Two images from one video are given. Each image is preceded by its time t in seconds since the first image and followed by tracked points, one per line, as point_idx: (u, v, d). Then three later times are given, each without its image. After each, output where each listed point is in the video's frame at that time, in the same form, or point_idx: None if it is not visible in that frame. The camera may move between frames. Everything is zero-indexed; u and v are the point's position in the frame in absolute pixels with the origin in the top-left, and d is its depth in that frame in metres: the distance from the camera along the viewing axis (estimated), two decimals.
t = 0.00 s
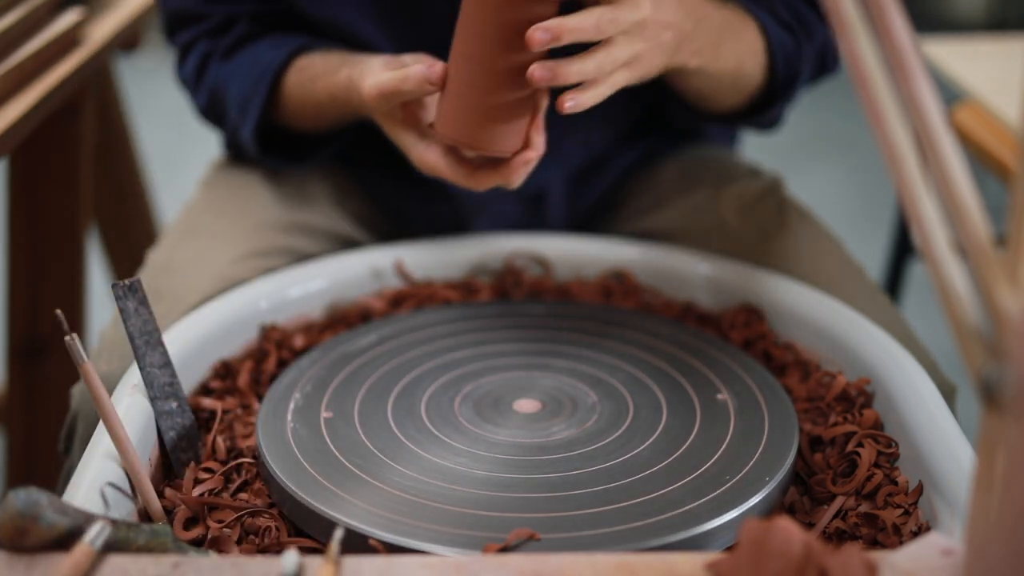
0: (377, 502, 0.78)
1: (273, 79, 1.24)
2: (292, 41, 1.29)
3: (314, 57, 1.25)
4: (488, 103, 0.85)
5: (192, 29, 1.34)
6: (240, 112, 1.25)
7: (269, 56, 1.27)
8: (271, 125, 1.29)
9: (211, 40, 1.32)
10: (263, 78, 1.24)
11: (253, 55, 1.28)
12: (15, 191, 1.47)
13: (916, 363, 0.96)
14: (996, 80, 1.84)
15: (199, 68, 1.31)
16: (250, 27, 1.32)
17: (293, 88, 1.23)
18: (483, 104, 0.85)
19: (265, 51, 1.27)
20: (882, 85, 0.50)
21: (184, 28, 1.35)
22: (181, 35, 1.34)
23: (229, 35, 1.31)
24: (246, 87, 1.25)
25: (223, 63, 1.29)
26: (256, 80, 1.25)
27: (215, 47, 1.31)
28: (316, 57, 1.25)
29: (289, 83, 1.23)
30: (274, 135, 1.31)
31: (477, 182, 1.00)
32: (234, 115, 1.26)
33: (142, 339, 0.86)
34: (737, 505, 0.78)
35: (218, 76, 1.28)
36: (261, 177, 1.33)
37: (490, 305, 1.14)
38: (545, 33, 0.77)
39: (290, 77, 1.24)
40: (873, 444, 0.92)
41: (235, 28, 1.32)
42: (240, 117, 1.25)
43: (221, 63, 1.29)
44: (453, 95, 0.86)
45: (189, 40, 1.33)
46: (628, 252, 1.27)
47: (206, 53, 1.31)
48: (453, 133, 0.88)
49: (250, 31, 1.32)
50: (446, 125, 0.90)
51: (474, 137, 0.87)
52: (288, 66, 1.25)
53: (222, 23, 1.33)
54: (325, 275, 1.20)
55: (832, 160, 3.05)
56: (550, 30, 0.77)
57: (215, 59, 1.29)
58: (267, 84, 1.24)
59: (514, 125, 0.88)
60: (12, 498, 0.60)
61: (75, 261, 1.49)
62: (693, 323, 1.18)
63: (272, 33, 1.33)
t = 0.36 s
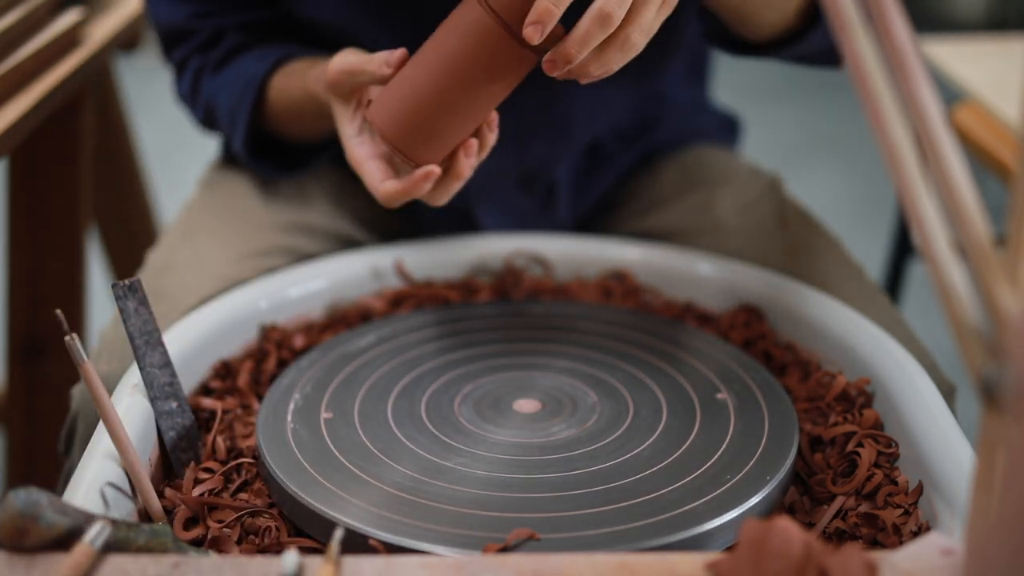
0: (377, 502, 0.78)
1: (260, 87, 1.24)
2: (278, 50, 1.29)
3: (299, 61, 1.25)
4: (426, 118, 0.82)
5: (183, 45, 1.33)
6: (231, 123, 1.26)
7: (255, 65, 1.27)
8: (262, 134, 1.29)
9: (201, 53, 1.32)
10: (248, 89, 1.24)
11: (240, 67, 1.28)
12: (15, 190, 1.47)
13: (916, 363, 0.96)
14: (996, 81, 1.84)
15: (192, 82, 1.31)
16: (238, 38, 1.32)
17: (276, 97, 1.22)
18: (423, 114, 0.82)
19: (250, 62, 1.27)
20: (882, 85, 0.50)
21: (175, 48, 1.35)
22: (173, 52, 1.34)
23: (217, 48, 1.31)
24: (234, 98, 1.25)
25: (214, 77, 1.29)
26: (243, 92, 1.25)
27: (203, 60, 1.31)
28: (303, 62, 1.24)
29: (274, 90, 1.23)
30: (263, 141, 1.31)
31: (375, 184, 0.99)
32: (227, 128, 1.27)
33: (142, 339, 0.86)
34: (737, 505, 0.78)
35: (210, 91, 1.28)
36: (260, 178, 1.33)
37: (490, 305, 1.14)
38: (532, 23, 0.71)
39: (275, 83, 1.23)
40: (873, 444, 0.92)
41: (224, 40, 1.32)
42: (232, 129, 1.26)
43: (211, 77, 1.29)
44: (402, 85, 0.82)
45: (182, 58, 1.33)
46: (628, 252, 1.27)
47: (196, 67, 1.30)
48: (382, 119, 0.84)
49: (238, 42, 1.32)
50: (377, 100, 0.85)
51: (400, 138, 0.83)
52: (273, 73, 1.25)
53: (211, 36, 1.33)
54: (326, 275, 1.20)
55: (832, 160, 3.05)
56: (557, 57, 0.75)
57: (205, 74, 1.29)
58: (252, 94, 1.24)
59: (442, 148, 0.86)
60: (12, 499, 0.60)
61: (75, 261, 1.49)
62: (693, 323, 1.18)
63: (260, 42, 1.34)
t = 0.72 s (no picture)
0: (377, 502, 0.78)
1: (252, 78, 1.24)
2: (270, 46, 1.29)
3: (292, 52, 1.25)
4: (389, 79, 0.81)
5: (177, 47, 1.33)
6: (224, 117, 1.26)
7: (247, 59, 1.27)
8: (255, 130, 1.29)
9: (195, 53, 1.32)
10: (239, 81, 1.24)
11: (232, 62, 1.28)
12: (15, 190, 1.47)
13: (916, 363, 0.96)
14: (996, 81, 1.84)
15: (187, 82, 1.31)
16: (231, 37, 1.32)
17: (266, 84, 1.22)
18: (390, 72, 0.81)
19: (241, 57, 1.27)
20: (882, 85, 0.50)
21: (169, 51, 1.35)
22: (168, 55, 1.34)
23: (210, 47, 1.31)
24: (227, 93, 1.25)
25: (207, 74, 1.29)
26: (235, 85, 1.25)
27: (197, 58, 1.31)
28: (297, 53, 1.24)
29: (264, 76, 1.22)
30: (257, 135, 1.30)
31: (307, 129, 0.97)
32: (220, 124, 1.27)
33: (142, 339, 0.86)
34: (737, 505, 0.78)
35: (204, 88, 1.28)
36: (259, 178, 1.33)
37: (489, 305, 1.14)
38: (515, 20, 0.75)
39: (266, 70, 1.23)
40: (873, 444, 0.92)
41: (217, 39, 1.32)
42: (225, 124, 1.25)
43: (204, 74, 1.29)
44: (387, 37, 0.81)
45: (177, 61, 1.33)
46: (628, 252, 1.27)
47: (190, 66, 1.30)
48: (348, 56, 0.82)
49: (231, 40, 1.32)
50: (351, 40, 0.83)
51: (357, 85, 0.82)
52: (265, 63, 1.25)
53: (205, 36, 1.33)
54: (325, 275, 1.20)
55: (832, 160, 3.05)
56: (537, 52, 0.77)
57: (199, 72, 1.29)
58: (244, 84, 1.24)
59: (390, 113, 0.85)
60: (12, 499, 0.59)
61: (75, 260, 1.49)
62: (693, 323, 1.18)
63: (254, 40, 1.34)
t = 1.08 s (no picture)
0: (377, 502, 0.78)
1: (242, 51, 1.22)
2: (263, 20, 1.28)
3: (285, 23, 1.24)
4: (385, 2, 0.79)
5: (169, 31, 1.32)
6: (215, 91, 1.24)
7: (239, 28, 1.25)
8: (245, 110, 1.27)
9: (185, 33, 1.31)
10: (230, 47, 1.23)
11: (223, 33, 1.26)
12: (15, 190, 1.47)
13: (916, 363, 0.96)
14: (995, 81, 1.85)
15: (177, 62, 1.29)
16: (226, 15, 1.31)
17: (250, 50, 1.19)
18: None
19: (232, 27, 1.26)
20: (882, 85, 0.50)
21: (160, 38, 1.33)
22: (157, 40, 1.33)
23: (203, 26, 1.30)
24: (218, 63, 1.23)
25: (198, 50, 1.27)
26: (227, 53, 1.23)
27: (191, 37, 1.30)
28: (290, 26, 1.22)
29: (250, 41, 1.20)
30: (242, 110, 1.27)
31: None
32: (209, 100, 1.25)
33: (142, 339, 0.86)
34: (738, 505, 0.78)
35: (194, 63, 1.27)
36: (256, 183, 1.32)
37: (490, 305, 1.14)
38: None
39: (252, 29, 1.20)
40: (873, 444, 0.92)
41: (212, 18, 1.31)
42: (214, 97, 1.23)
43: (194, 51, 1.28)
44: None
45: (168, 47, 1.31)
46: (628, 252, 1.27)
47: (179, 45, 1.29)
48: None
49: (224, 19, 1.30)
50: None
51: None
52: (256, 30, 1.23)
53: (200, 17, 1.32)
54: (326, 275, 1.20)
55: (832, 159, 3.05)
56: (514, 48, 0.76)
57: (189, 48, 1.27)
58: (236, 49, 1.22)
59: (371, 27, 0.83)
60: (12, 499, 0.59)
61: (75, 260, 1.49)
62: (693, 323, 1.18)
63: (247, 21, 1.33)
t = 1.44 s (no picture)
0: (378, 502, 0.78)
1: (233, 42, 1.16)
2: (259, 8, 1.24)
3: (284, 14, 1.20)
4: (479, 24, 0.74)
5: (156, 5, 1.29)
6: (193, 64, 1.18)
7: (235, 9, 1.21)
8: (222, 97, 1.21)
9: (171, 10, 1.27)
10: (226, 24, 1.18)
11: (215, 11, 1.22)
12: (15, 191, 1.47)
13: (916, 363, 0.96)
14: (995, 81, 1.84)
15: (155, 33, 1.25)
16: None
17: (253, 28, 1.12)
18: (489, 30, 0.74)
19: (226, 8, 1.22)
20: (882, 86, 0.49)
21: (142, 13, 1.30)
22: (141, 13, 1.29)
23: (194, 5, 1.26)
24: (206, 36, 1.18)
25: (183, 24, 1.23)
26: (218, 28, 1.18)
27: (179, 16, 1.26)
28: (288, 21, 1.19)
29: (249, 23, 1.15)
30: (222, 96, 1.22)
31: None
32: (186, 74, 1.18)
33: (142, 339, 0.86)
34: (737, 506, 0.78)
35: (178, 36, 1.22)
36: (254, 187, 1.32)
37: (490, 305, 1.14)
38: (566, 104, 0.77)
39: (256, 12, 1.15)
40: (872, 444, 0.92)
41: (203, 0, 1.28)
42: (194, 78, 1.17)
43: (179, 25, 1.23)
44: (519, 17, 0.76)
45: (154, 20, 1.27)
46: (628, 252, 1.27)
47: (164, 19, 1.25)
48: None
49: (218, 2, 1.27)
50: None
51: None
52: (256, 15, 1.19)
53: None
54: (325, 275, 1.20)
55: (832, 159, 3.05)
56: (528, 165, 0.77)
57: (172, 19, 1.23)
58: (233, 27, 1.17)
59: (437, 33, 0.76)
60: (12, 498, 0.59)
61: (74, 260, 1.49)
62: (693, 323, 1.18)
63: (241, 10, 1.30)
